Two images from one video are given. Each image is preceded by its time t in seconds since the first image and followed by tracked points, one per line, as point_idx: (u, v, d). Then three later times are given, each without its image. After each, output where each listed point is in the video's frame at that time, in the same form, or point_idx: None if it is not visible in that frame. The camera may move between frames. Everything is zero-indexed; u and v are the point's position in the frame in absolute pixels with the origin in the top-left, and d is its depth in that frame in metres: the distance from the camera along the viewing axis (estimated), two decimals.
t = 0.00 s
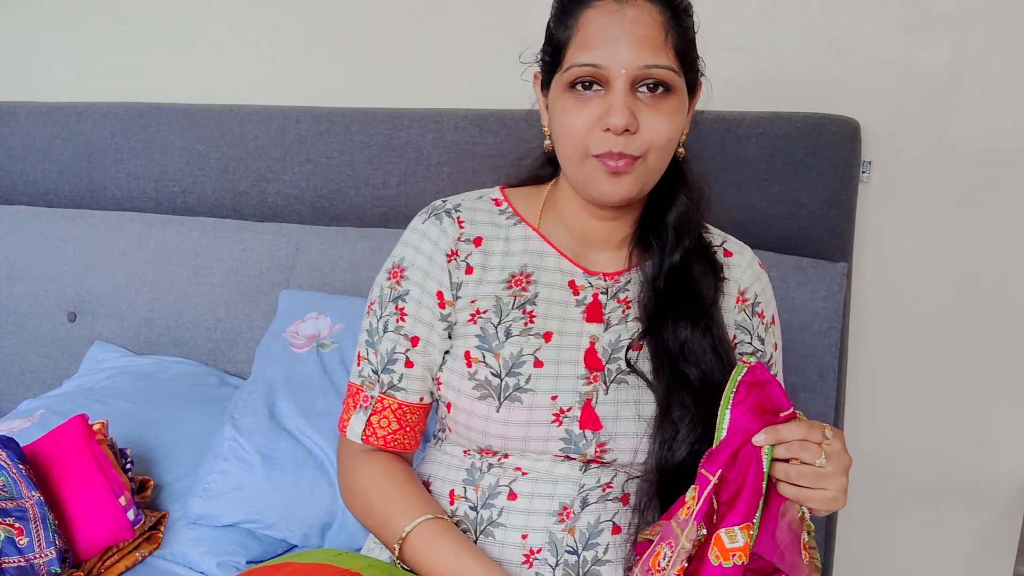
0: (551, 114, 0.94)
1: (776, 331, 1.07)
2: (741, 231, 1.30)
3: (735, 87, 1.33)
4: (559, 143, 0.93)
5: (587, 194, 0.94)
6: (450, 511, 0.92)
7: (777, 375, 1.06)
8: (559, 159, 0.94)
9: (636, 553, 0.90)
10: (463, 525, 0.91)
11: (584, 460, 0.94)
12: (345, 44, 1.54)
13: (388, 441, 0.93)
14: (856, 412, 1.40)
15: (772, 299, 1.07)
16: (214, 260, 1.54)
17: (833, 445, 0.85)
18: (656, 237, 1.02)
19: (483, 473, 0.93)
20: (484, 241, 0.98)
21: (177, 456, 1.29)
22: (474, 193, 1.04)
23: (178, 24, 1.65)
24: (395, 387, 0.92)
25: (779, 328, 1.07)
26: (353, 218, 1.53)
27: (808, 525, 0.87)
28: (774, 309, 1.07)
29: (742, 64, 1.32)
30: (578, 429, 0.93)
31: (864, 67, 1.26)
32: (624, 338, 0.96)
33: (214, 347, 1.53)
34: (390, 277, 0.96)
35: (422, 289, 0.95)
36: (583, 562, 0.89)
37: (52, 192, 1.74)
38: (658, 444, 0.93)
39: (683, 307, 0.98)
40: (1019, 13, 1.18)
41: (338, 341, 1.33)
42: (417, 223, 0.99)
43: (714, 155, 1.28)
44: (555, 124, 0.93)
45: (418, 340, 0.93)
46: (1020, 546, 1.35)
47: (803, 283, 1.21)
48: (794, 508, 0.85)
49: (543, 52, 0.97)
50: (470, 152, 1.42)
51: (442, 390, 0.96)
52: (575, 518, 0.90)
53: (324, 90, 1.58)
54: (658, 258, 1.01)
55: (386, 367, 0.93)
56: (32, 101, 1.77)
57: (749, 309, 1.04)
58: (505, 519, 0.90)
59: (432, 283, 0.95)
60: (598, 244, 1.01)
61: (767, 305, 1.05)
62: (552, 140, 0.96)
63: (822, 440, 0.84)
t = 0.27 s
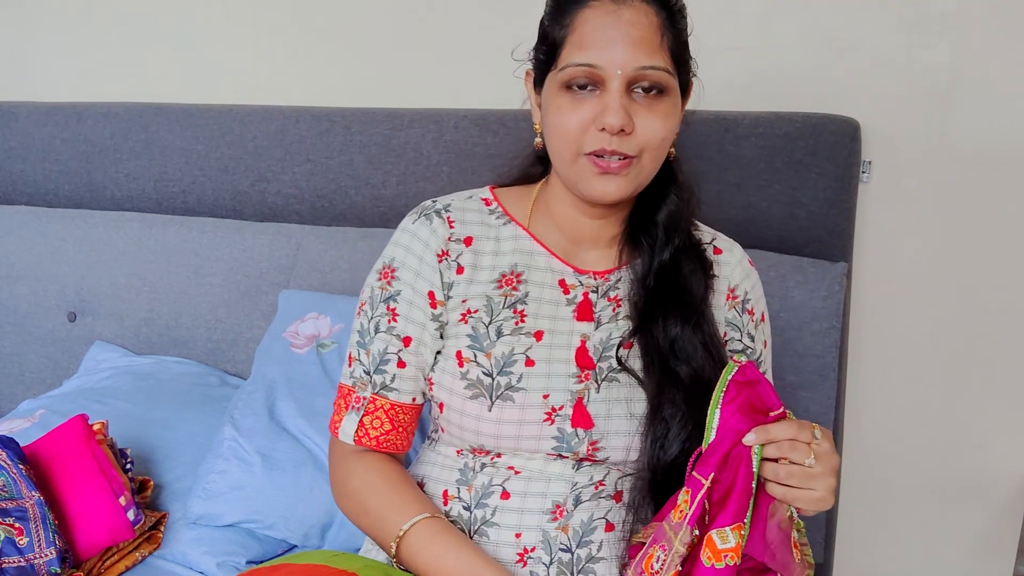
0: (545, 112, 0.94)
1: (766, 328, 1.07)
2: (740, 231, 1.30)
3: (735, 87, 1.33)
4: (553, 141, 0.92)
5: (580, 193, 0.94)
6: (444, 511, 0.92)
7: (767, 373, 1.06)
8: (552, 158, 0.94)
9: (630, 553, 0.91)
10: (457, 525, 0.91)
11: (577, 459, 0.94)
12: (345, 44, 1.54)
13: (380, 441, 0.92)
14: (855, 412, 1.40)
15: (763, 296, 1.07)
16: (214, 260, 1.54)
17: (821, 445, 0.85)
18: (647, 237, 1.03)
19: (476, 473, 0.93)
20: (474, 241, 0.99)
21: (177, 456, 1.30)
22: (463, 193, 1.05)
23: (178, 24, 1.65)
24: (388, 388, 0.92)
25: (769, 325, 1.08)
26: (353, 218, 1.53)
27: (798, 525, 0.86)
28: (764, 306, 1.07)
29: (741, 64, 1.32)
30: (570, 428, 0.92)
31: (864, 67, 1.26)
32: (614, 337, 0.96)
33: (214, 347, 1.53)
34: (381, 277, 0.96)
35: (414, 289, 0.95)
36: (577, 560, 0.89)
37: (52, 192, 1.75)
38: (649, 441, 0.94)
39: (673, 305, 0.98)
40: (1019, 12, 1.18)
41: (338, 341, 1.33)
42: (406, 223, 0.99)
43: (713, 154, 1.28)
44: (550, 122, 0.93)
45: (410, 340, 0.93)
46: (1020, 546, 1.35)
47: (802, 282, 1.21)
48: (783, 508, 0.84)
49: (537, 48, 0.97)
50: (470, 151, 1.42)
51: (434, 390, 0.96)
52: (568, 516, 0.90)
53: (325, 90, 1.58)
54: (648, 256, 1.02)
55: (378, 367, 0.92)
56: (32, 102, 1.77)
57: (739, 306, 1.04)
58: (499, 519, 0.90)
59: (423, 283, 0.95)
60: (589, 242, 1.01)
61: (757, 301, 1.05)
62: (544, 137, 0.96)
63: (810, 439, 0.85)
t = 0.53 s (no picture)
0: (544, 135, 0.89)
1: (759, 317, 1.06)
2: (740, 231, 1.30)
3: (735, 87, 1.33)
4: (552, 169, 0.88)
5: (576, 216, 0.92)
6: (443, 508, 0.92)
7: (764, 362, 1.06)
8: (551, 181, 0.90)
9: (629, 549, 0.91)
10: (457, 522, 0.91)
11: (576, 453, 0.94)
12: (345, 44, 1.54)
13: (378, 445, 0.92)
14: (855, 411, 1.40)
15: (754, 286, 1.06)
16: (214, 260, 1.54)
17: (824, 431, 0.85)
18: (641, 230, 1.02)
19: (476, 469, 0.93)
20: (467, 243, 0.98)
21: (177, 456, 1.29)
22: (454, 195, 1.03)
23: (179, 24, 1.65)
24: (385, 392, 0.93)
25: (761, 314, 1.07)
26: (354, 218, 1.53)
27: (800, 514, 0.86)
28: (756, 295, 1.06)
29: (742, 64, 1.32)
30: (569, 422, 0.92)
31: (864, 67, 1.26)
32: (610, 331, 0.96)
33: (214, 347, 1.53)
34: (375, 282, 0.95)
35: (408, 293, 0.95)
36: (577, 553, 0.89)
37: (52, 192, 1.75)
38: (648, 430, 0.94)
39: (667, 296, 0.98)
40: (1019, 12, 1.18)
41: (338, 341, 1.33)
42: (398, 228, 0.98)
43: (713, 154, 1.28)
44: (549, 150, 0.88)
45: (405, 343, 0.93)
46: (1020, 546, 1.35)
47: (802, 282, 1.21)
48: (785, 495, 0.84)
49: (538, 61, 0.88)
50: (470, 151, 1.41)
51: (433, 392, 0.96)
52: (569, 510, 0.90)
53: (325, 90, 1.58)
54: (640, 249, 1.01)
55: (375, 372, 0.93)
56: (33, 102, 1.77)
57: (731, 297, 1.03)
58: (499, 513, 0.90)
59: (417, 287, 0.95)
60: (581, 242, 1.00)
61: (749, 291, 1.04)
62: (541, 153, 0.91)
63: (813, 426, 0.84)
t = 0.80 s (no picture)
0: (546, 146, 0.87)
1: (754, 313, 1.07)
2: (741, 231, 1.30)
3: (735, 88, 1.33)
4: (554, 180, 0.88)
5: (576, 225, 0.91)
6: (445, 506, 0.93)
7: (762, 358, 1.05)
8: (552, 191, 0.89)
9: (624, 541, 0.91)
10: (459, 520, 0.92)
11: (578, 453, 0.94)
12: (345, 44, 1.54)
13: (376, 447, 0.93)
14: (855, 411, 1.40)
15: (749, 283, 1.06)
16: (214, 260, 1.54)
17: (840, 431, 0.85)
18: (641, 233, 1.01)
19: (477, 468, 0.93)
20: (465, 247, 0.97)
21: (178, 456, 1.29)
22: (451, 198, 1.03)
23: (178, 24, 1.65)
24: (382, 396, 0.93)
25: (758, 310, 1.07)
26: (354, 218, 1.53)
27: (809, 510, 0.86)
28: (752, 292, 1.06)
29: (742, 64, 1.32)
30: (571, 423, 0.92)
31: (864, 67, 1.26)
32: (610, 331, 0.96)
33: (214, 347, 1.53)
34: (373, 286, 0.95)
35: (406, 298, 0.95)
36: (578, 552, 0.89)
37: (52, 192, 1.75)
38: (650, 431, 0.94)
39: (666, 297, 0.97)
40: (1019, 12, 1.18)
41: (338, 341, 1.33)
42: (396, 232, 0.98)
43: (713, 154, 1.28)
44: (551, 160, 0.87)
45: (403, 348, 0.93)
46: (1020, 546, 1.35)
47: (802, 282, 1.21)
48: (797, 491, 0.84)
49: (542, 72, 0.86)
50: (470, 151, 1.41)
51: (433, 396, 0.96)
52: (570, 508, 0.91)
53: (325, 90, 1.58)
54: (640, 250, 1.00)
55: (372, 376, 0.92)
56: (33, 101, 1.78)
57: (729, 294, 1.03)
58: (500, 512, 0.91)
59: (415, 291, 0.95)
60: (580, 244, 0.99)
61: (744, 287, 1.05)
62: (542, 162, 0.90)
63: (830, 425, 0.84)
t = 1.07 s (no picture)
0: (544, 145, 0.87)
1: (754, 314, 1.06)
2: (741, 231, 1.30)
3: (735, 88, 1.33)
4: (552, 180, 0.87)
5: (574, 225, 0.91)
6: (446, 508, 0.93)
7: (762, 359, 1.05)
8: (550, 191, 0.89)
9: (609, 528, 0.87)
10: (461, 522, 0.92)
11: (578, 453, 0.94)
12: (344, 44, 1.54)
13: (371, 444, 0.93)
14: (855, 411, 1.40)
15: (749, 282, 1.06)
16: (214, 260, 1.54)
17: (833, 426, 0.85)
18: (640, 235, 1.00)
19: (477, 470, 0.93)
20: (462, 248, 0.97)
21: (178, 456, 1.30)
22: (449, 199, 1.03)
23: (178, 24, 1.65)
24: (376, 396, 0.93)
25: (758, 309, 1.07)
26: (354, 218, 1.53)
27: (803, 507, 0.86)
28: (752, 292, 1.06)
29: (741, 64, 1.32)
30: (570, 424, 0.93)
31: (865, 67, 1.26)
32: (609, 333, 0.96)
33: (214, 347, 1.53)
34: (371, 287, 0.96)
35: (402, 299, 0.95)
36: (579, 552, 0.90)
37: (53, 192, 1.75)
38: (650, 433, 0.94)
39: (664, 299, 0.97)
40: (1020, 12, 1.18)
41: (338, 341, 1.33)
42: (394, 233, 0.98)
43: (713, 154, 1.28)
44: (549, 159, 0.87)
45: (398, 348, 0.93)
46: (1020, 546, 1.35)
47: (802, 282, 1.21)
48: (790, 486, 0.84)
49: (541, 71, 0.87)
50: (470, 151, 1.41)
51: (432, 397, 0.96)
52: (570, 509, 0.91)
53: (325, 90, 1.58)
54: (639, 252, 0.99)
55: (368, 375, 0.93)
56: (32, 101, 1.78)
57: (728, 294, 1.03)
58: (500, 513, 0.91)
59: (411, 292, 0.95)
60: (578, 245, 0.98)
61: (745, 287, 1.04)
62: (541, 161, 0.90)
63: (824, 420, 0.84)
